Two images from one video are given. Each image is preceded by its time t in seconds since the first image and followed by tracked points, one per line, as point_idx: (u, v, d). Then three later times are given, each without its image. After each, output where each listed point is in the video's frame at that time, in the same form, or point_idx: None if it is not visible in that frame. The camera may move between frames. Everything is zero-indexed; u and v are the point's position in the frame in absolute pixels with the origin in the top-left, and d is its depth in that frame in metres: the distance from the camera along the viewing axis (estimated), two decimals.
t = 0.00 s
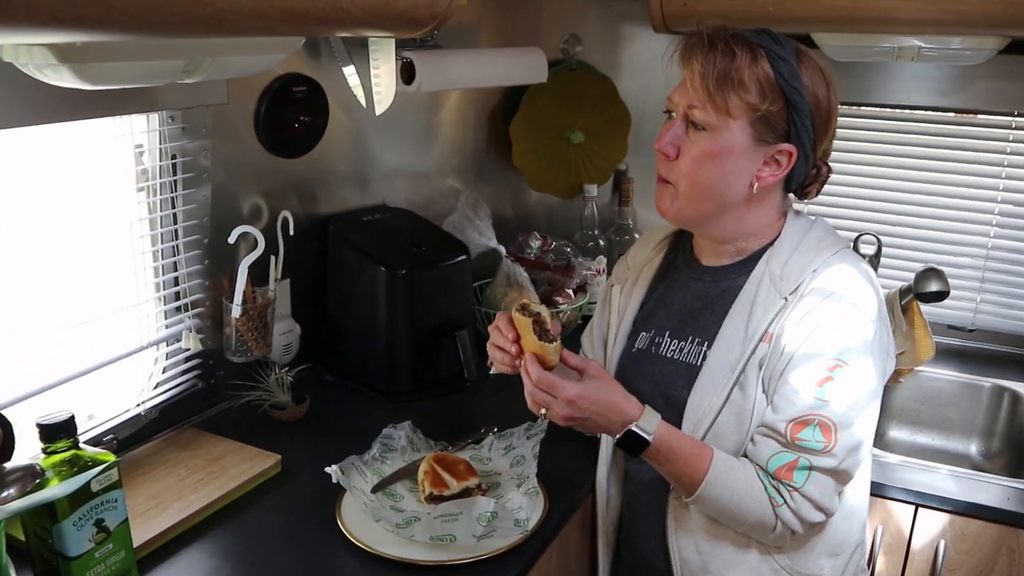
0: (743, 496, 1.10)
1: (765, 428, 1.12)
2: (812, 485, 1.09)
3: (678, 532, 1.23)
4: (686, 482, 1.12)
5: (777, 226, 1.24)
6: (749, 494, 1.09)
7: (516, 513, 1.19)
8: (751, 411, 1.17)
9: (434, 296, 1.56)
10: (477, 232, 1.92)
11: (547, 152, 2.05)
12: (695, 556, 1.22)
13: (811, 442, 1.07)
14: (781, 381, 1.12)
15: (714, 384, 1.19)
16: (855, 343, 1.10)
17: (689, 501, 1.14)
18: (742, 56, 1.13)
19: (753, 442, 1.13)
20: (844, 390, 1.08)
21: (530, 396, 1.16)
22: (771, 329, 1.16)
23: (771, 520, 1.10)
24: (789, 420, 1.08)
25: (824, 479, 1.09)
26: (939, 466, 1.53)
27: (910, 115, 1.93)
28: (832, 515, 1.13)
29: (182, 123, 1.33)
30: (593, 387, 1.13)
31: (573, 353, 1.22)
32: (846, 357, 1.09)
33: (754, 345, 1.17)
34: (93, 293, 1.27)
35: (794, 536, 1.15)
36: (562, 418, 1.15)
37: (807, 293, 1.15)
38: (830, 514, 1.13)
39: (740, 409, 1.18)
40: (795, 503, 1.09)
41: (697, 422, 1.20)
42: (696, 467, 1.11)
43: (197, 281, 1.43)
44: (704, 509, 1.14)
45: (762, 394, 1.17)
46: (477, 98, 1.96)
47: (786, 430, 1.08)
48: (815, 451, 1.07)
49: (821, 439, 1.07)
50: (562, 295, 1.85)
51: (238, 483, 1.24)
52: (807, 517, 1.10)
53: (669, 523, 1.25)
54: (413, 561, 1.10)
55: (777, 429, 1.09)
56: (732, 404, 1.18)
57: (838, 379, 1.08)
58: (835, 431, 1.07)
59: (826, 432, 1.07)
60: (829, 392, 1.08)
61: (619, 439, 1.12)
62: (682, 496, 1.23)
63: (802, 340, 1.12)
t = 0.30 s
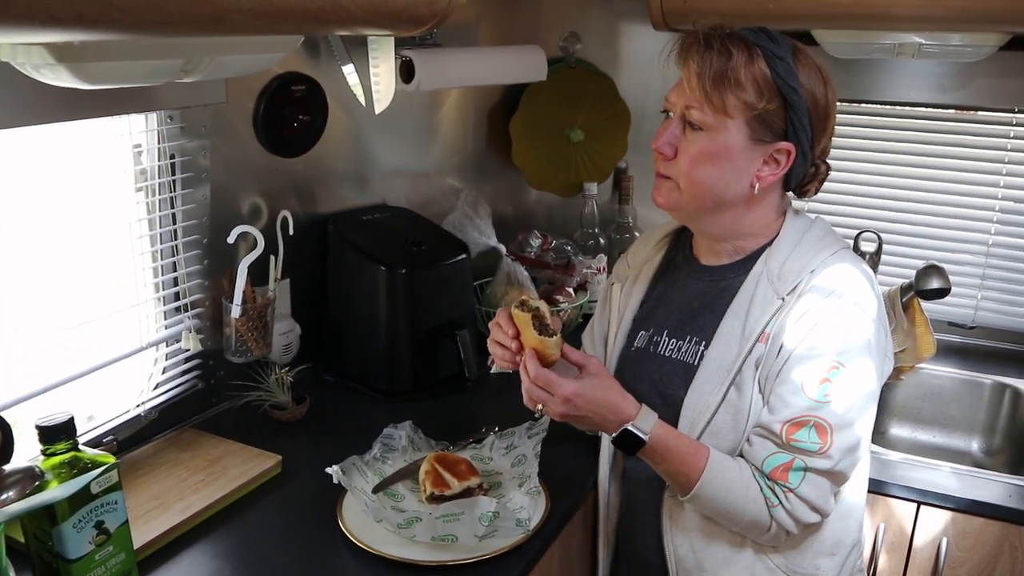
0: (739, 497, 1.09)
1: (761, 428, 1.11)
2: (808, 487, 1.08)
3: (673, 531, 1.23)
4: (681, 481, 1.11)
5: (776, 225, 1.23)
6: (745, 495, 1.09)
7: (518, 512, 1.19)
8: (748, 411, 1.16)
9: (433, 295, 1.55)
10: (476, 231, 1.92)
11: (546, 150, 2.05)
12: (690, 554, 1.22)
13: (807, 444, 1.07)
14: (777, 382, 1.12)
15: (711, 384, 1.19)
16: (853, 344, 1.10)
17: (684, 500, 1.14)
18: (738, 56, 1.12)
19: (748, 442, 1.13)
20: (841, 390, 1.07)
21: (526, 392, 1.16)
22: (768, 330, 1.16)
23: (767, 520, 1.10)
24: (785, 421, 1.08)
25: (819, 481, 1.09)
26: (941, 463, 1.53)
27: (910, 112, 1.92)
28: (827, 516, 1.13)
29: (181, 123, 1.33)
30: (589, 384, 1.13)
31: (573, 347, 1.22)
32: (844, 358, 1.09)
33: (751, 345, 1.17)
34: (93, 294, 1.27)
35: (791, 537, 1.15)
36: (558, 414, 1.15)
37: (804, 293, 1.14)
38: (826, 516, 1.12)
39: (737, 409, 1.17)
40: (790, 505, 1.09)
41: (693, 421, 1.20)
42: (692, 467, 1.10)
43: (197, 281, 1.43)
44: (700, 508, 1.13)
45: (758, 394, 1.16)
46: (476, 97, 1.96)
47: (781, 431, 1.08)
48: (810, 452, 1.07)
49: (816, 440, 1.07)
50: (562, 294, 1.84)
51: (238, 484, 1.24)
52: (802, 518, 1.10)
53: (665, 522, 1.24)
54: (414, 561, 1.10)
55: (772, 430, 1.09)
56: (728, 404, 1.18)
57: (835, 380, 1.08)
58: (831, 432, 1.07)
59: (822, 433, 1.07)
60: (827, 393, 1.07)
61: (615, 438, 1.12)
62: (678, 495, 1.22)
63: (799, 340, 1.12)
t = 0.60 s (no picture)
0: (739, 494, 1.09)
1: (761, 426, 1.11)
2: (808, 485, 1.08)
3: (672, 529, 1.23)
4: (681, 479, 1.11)
5: (777, 224, 1.23)
6: (745, 493, 1.09)
7: (519, 511, 1.19)
8: (748, 408, 1.16)
9: (433, 295, 1.55)
10: (476, 230, 1.92)
11: (546, 149, 2.04)
12: (689, 552, 1.22)
13: (807, 442, 1.07)
14: (778, 379, 1.12)
15: (711, 382, 1.19)
16: (854, 342, 1.10)
17: (684, 497, 1.14)
18: (737, 54, 1.12)
19: (749, 440, 1.13)
20: (842, 389, 1.07)
21: (528, 387, 1.17)
22: (769, 327, 1.16)
23: (767, 518, 1.10)
24: (785, 419, 1.08)
25: (819, 479, 1.09)
26: (942, 461, 1.53)
27: (910, 109, 1.92)
28: (827, 514, 1.13)
29: (180, 122, 1.32)
30: (591, 380, 1.13)
31: (576, 343, 1.21)
32: (845, 356, 1.09)
33: (751, 343, 1.17)
34: (93, 295, 1.27)
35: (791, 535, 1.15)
36: (560, 410, 1.15)
37: (805, 291, 1.14)
38: (825, 514, 1.12)
39: (737, 407, 1.17)
40: (790, 503, 1.09)
41: (694, 419, 1.20)
42: (692, 465, 1.10)
43: (197, 281, 1.43)
44: (700, 506, 1.13)
45: (759, 392, 1.16)
46: (476, 96, 1.96)
47: (782, 429, 1.08)
48: (810, 450, 1.07)
49: (817, 438, 1.07)
50: (562, 293, 1.84)
51: (238, 484, 1.24)
52: (802, 516, 1.10)
53: (665, 520, 1.24)
54: (415, 561, 1.10)
55: (773, 428, 1.09)
56: (729, 402, 1.18)
57: (836, 378, 1.08)
58: (831, 430, 1.06)
59: (822, 432, 1.07)
60: (828, 391, 1.07)
61: (615, 434, 1.12)
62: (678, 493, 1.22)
63: (800, 338, 1.12)
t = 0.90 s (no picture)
0: (739, 493, 1.09)
1: (761, 424, 1.11)
2: (808, 482, 1.08)
3: (672, 527, 1.23)
4: (681, 477, 1.11)
5: (776, 221, 1.23)
6: (745, 491, 1.09)
7: (520, 510, 1.19)
8: (748, 406, 1.16)
9: (433, 294, 1.55)
10: (476, 229, 1.91)
11: (546, 148, 2.04)
12: (690, 550, 1.22)
13: (807, 439, 1.07)
14: (777, 377, 1.12)
15: (712, 380, 1.19)
16: (853, 339, 1.10)
17: (684, 495, 1.14)
18: (729, 55, 1.12)
19: (749, 438, 1.13)
20: (842, 386, 1.07)
21: (527, 387, 1.17)
22: (768, 326, 1.16)
23: (766, 516, 1.10)
24: (785, 417, 1.08)
25: (819, 476, 1.09)
26: (942, 458, 1.53)
27: (909, 107, 1.92)
28: (827, 512, 1.13)
29: (180, 122, 1.33)
30: (590, 380, 1.13)
31: (575, 344, 1.21)
32: (844, 353, 1.09)
33: (751, 341, 1.17)
34: (93, 295, 1.27)
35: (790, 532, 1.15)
36: (559, 410, 1.16)
37: (804, 289, 1.14)
38: (825, 511, 1.12)
39: (737, 405, 1.17)
40: (790, 500, 1.09)
41: (694, 417, 1.20)
42: (692, 463, 1.10)
43: (197, 280, 1.43)
44: (700, 504, 1.13)
45: (758, 390, 1.16)
46: (475, 95, 1.96)
47: (781, 427, 1.08)
48: (810, 448, 1.07)
49: (816, 436, 1.07)
50: (562, 291, 1.84)
51: (239, 484, 1.24)
52: (802, 514, 1.10)
53: (665, 518, 1.24)
54: (416, 560, 1.10)
55: (772, 426, 1.09)
56: (728, 400, 1.18)
57: (835, 375, 1.08)
58: (831, 427, 1.07)
59: (822, 429, 1.07)
60: (828, 389, 1.07)
61: (615, 433, 1.12)
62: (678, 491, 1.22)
63: (799, 337, 1.12)
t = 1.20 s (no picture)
0: (739, 491, 1.09)
1: (761, 422, 1.11)
2: (809, 481, 1.08)
3: (672, 526, 1.23)
4: (682, 476, 1.12)
5: (776, 221, 1.23)
6: (746, 489, 1.09)
7: (520, 509, 1.19)
8: (748, 404, 1.16)
9: (433, 293, 1.55)
10: (477, 228, 1.91)
11: (546, 147, 2.04)
12: (689, 549, 1.22)
13: (808, 438, 1.07)
14: (778, 376, 1.12)
15: (712, 378, 1.19)
16: (854, 338, 1.10)
17: (685, 493, 1.14)
18: (723, 58, 1.12)
19: (750, 436, 1.13)
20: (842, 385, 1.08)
21: (528, 386, 1.18)
22: (769, 324, 1.16)
23: (767, 514, 1.10)
24: (786, 415, 1.08)
25: (820, 475, 1.09)
26: (942, 458, 1.53)
27: (910, 107, 1.92)
28: (827, 510, 1.13)
29: (180, 122, 1.33)
30: (591, 379, 1.13)
31: (575, 342, 1.21)
32: (845, 352, 1.09)
33: (752, 340, 1.17)
34: (94, 294, 1.27)
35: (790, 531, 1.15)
36: (560, 408, 1.16)
37: (806, 288, 1.14)
38: (826, 510, 1.13)
39: (737, 403, 1.17)
40: (790, 499, 1.09)
41: (694, 415, 1.20)
42: (693, 461, 1.11)
43: (197, 280, 1.43)
44: (701, 502, 1.13)
45: (759, 389, 1.17)
46: (476, 94, 1.96)
47: (782, 425, 1.08)
48: (811, 446, 1.07)
49: (817, 434, 1.07)
50: (562, 291, 1.84)
51: (239, 483, 1.24)
52: (803, 513, 1.10)
53: (665, 516, 1.24)
54: (417, 559, 1.10)
55: (773, 424, 1.09)
56: (729, 398, 1.18)
57: (837, 374, 1.08)
58: (832, 426, 1.07)
59: (823, 428, 1.07)
60: (828, 388, 1.07)
61: (615, 432, 1.12)
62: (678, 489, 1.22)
63: (800, 336, 1.12)
